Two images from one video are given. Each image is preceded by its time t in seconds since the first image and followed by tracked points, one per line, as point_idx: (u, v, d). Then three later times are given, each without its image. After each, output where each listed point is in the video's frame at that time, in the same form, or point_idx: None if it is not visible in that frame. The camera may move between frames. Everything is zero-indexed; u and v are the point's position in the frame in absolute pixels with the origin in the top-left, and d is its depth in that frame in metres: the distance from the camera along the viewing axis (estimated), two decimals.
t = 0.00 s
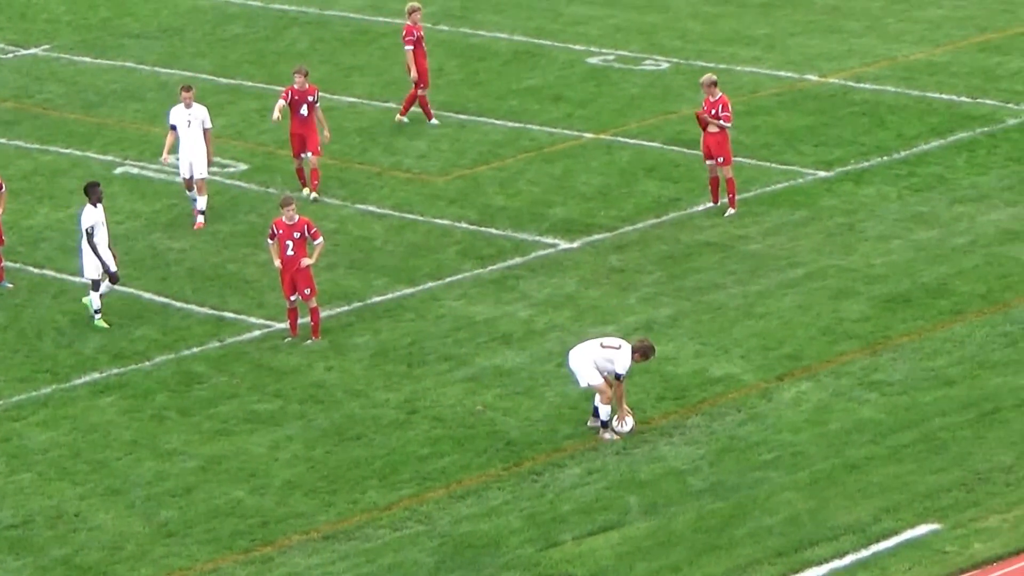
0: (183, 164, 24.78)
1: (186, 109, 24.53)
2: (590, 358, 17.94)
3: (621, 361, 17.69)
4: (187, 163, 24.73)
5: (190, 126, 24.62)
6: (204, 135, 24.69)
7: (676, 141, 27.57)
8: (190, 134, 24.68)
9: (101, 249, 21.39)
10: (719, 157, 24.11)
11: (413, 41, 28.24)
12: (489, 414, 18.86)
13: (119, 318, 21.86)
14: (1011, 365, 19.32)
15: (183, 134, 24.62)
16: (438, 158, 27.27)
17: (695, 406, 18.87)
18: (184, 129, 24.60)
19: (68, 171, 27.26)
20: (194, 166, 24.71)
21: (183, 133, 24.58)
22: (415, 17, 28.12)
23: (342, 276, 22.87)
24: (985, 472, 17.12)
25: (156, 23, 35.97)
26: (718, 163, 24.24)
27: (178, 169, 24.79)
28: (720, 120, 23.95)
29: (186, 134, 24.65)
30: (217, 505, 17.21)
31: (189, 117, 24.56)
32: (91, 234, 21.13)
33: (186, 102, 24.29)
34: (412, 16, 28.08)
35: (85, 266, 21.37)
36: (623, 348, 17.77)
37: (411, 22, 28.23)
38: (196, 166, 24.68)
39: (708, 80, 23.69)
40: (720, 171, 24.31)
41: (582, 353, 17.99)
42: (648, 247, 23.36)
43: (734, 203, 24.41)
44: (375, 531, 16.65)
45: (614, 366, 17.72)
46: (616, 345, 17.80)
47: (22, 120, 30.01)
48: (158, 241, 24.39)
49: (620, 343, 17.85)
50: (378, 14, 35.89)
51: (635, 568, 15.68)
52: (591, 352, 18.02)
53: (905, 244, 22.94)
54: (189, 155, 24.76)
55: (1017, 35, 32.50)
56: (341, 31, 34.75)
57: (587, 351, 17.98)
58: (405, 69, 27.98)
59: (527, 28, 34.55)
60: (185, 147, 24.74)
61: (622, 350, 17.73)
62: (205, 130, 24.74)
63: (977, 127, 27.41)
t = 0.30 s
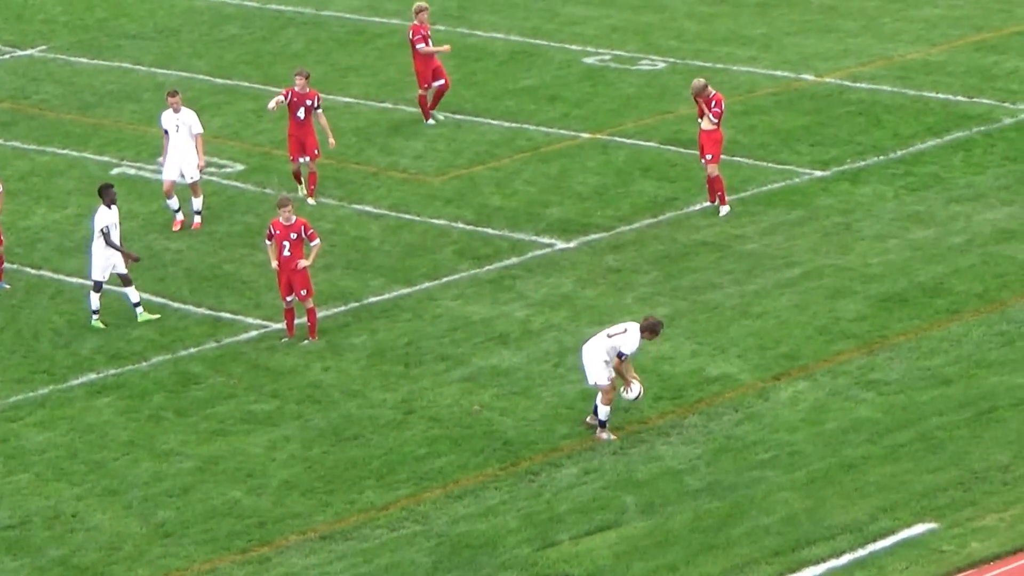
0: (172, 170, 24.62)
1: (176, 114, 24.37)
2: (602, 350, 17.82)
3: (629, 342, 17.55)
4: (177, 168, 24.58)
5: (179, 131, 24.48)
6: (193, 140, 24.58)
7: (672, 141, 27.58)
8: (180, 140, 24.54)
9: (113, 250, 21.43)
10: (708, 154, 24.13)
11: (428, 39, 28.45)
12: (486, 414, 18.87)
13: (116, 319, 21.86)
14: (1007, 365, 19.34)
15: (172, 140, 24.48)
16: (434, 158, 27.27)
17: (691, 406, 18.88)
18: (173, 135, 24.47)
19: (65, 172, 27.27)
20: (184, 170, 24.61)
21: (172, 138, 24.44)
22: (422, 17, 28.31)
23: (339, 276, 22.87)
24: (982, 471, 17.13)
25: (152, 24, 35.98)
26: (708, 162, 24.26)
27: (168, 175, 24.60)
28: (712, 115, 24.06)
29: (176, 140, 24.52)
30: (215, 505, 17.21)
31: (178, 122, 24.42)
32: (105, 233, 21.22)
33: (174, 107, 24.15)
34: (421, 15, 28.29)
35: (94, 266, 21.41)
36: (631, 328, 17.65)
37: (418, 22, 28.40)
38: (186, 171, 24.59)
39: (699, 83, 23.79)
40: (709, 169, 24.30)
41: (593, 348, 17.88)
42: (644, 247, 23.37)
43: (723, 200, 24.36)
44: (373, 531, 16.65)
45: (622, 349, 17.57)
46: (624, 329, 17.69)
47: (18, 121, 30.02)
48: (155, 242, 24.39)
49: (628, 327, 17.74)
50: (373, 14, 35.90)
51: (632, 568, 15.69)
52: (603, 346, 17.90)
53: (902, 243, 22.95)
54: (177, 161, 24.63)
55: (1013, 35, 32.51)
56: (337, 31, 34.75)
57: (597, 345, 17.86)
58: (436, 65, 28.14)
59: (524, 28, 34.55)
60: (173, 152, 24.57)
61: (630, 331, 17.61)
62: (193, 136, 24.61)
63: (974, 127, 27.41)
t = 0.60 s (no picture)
0: (159, 180, 24.34)
1: (159, 123, 24.16)
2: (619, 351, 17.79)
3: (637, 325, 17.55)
4: (164, 178, 24.33)
5: (162, 140, 24.23)
6: (177, 148, 24.30)
7: (671, 141, 27.59)
8: (165, 148, 24.28)
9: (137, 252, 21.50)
10: (709, 151, 24.19)
11: (441, 35, 28.56)
12: (486, 414, 18.88)
13: (116, 319, 21.86)
14: (1007, 364, 19.34)
15: (157, 149, 24.23)
16: (434, 159, 27.28)
17: (691, 406, 18.88)
18: (157, 143, 24.21)
19: (65, 173, 27.27)
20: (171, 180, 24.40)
21: (155, 147, 24.19)
22: (434, 14, 28.40)
23: (339, 276, 22.88)
24: (982, 470, 17.14)
25: (152, 24, 35.98)
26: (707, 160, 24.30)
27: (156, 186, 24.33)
28: (712, 113, 24.10)
29: (160, 149, 24.26)
30: (215, 505, 17.22)
31: (161, 130, 24.18)
32: (125, 230, 21.30)
33: (156, 115, 23.90)
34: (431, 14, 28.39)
35: (119, 265, 21.40)
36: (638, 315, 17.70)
37: (428, 20, 28.50)
38: (173, 179, 24.36)
39: (697, 82, 23.82)
40: (709, 167, 24.34)
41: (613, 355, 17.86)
42: (644, 247, 23.37)
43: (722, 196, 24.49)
44: (373, 531, 16.66)
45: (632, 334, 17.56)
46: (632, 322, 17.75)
47: (18, 122, 30.02)
48: (155, 243, 24.39)
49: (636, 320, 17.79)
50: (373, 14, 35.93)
51: (632, 567, 15.69)
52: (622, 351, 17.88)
53: (901, 243, 22.96)
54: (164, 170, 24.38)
55: (1012, 34, 32.51)
56: (337, 32, 34.76)
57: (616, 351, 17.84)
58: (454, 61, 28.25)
59: (523, 28, 34.56)
60: (160, 161, 24.34)
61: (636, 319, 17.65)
62: (178, 144, 24.33)
63: (973, 126, 27.42)
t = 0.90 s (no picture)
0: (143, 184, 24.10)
1: (143, 126, 23.80)
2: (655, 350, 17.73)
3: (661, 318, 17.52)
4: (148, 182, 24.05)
5: (147, 143, 23.87)
6: (163, 152, 23.91)
7: (671, 141, 27.60)
8: (149, 152, 23.92)
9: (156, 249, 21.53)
10: (715, 150, 24.22)
11: (449, 32, 28.63)
12: (486, 414, 18.89)
13: (116, 318, 21.86)
14: (1007, 364, 19.35)
15: (141, 152, 23.89)
16: (434, 159, 27.30)
17: (690, 406, 18.88)
18: (141, 147, 23.86)
19: (65, 173, 27.27)
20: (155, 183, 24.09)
21: (140, 151, 23.84)
22: (445, 12, 28.51)
23: (339, 277, 22.89)
24: (982, 470, 17.15)
25: (151, 25, 35.99)
26: (711, 159, 24.33)
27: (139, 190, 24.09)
28: (718, 112, 24.11)
29: (144, 152, 23.91)
30: (215, 505, 17.23)
31: (146, 134, 23.82)
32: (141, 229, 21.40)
33: (141, 119, 23.54)
34: (440, 12, 28.44)
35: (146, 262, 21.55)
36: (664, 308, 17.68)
37: (438, 18, 28.58)
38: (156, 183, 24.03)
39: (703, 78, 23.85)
40: (710, 167, 24.48)
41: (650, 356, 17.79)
42: (644, 247, 23.38)
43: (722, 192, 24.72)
44: (373, 531, 16.67)
45: (660, 328, 17.51)
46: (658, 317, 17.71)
47: (17, 122, 30.03)
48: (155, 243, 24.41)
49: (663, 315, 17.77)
50: (372, 14, 35.94)
51: (632, 567, 15.70)
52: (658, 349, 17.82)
53: (901, 243, 22.96)
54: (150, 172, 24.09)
55: (1012, 34, 32.52)
56: (336, 32, 34.78)
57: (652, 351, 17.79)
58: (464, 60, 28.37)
59: (522, 28, 34.58)
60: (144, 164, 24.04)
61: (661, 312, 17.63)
62: (163, 147, 23.96)
63: (972, 127, 27.42)
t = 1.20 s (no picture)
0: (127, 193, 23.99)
1: (130, 134, 23.76)
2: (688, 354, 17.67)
3: (690, 320, 17.52)
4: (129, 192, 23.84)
5: (132, 152, 23.80)
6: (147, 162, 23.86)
7: (670, 141, 27.60)
8: (134, 161, 23.84)
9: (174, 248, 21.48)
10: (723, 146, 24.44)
11: (452, 32, 28.66)
12: (486, 414, 18.89)
13: (116, 319, 21.85)
14: (1007, 364, 19.36)
15: (126, 160, 23.81)
16: (434, 159, 27.31)
17: (690, 406, 18.88)
18: (127, 155, 23.79)
19: (64, 174, 27.27)
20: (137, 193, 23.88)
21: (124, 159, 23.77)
22: (448, 12, 28.56)
23: (338, 277, 22.90)
24: (982, 470, 17.15)
25: (151, 25, 35.98)
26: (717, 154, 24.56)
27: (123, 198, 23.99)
28: (724, 112, 24.35)
29: (129, 161, 23.82)
30: (215, 505, 17.23)
31: (132, 142, 23.76)
32: (163, 233, 21.31)
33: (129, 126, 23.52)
34: (444, 12, 28.46)
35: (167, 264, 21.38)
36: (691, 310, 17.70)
37: (442, 18, 28.61)
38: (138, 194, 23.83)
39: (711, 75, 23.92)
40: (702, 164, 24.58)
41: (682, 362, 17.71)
42: (643, 247, 23.38)
43: (722, 190, 24.89)
44: (373, 531, 16.67)
45: (691, 329, 17.53)
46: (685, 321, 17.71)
47: (17, 122, 30.03)
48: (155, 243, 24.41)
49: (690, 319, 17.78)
50: (372, 14, 35.95)
51: (632, 567, 15.70)
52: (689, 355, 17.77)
53: (900, 243, 22.97)
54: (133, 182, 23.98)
55: (1011, 35, 32.52)
56: (336, 32, 34.77)
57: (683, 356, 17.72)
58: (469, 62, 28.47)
59: (522, 28, 34.59)
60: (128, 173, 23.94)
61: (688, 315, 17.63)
62: (148, 157, 23.90)
63: (971, 127, 27.42)
